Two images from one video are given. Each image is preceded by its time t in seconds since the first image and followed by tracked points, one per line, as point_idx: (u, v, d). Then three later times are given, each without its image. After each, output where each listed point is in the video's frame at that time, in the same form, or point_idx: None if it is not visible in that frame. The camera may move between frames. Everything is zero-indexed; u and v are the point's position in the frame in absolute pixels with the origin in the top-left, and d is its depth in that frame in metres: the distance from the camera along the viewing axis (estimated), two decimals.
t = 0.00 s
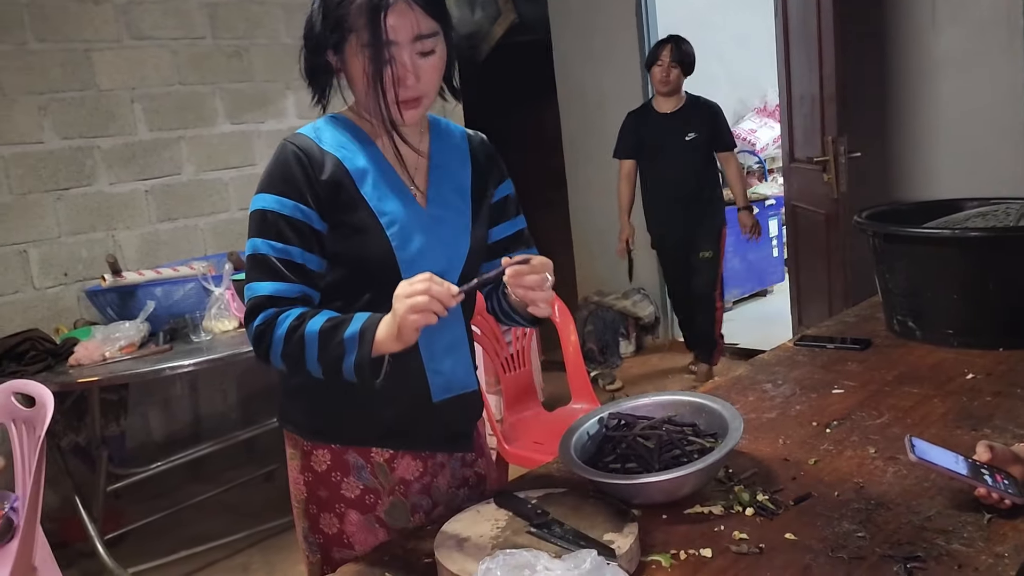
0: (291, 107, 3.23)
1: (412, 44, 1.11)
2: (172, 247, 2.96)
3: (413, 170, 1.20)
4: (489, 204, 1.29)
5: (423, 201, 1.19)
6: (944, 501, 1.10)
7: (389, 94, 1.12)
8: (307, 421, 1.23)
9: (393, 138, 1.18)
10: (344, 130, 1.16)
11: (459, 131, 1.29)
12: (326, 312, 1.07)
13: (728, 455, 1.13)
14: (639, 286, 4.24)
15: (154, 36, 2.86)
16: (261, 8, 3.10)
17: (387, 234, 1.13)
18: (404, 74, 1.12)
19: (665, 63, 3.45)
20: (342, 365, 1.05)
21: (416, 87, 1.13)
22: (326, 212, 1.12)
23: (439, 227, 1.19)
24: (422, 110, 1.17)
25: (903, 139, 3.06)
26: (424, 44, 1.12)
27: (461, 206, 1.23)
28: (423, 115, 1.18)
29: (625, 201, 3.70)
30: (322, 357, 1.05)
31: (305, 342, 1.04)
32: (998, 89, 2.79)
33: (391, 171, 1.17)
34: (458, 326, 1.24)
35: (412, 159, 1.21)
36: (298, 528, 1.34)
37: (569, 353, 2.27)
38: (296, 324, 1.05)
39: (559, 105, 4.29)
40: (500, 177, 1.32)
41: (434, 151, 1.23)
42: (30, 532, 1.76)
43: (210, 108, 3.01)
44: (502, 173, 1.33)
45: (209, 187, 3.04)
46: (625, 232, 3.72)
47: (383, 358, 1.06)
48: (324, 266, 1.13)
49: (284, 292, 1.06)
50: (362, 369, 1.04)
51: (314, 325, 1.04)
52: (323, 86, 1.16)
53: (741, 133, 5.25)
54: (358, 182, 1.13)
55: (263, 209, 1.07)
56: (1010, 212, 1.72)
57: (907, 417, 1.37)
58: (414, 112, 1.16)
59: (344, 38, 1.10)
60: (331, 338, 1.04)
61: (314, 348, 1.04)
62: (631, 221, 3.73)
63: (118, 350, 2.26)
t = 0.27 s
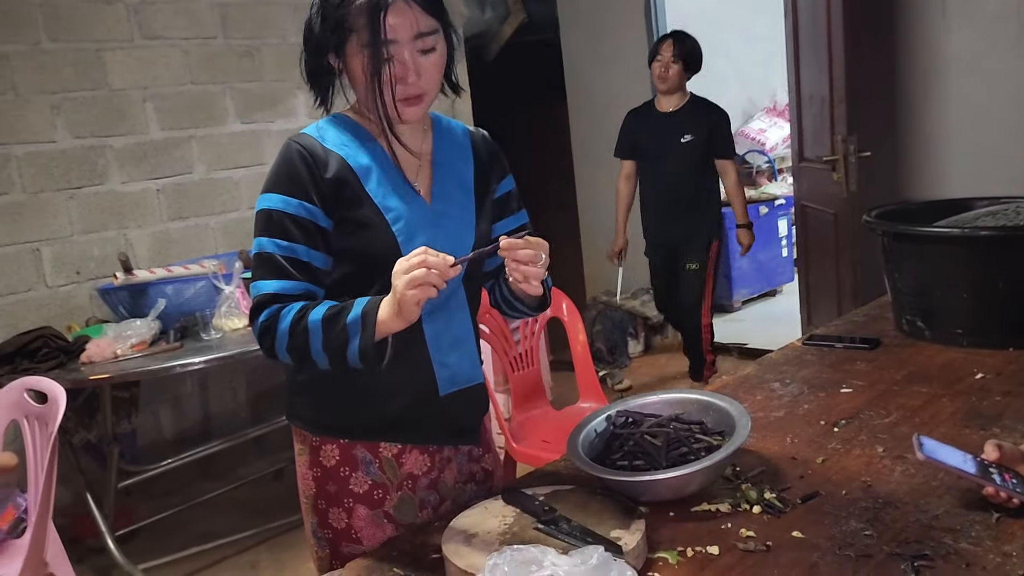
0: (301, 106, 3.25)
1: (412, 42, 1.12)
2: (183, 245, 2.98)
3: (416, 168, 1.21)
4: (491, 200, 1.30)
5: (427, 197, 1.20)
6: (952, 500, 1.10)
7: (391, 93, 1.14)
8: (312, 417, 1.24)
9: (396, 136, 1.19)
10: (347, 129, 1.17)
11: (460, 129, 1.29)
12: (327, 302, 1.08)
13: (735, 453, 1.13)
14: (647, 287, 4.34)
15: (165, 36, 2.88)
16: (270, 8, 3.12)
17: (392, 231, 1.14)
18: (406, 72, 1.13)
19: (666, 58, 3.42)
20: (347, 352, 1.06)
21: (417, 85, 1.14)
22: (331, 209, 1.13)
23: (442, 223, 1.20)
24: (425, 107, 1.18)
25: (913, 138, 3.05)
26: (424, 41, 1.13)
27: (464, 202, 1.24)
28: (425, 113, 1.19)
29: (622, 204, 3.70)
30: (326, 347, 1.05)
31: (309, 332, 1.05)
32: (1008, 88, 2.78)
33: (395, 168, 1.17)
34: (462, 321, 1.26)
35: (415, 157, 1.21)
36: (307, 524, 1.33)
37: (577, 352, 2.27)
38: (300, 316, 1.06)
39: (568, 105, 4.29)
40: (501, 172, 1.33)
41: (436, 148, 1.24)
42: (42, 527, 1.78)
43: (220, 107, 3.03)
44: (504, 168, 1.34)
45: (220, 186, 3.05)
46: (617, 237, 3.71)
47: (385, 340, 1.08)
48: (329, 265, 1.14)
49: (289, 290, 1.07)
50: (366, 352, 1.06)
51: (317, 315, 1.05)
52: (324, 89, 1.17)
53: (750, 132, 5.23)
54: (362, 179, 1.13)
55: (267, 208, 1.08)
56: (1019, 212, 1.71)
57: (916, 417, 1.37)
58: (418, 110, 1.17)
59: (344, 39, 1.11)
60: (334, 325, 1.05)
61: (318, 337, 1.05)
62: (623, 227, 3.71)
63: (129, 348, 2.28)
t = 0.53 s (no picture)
0: (312, 106, 3.25)
1: (417, 52, 1.11)
2: (194, 244, 2.99)
3: (426, 168, 1.21)
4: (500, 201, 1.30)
5: (437, 198, 1.20)
6: (967, 503, 1.09)
7: (395, 101, 1.13)
8: (323, 415, 1.24)
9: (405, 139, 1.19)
10: (356, 131, 1.16)
11: (467, 129, 1.29)
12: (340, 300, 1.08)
13: (748, 455, 1.13)
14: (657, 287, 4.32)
15: (177, 35, 2.88)
16: (282, 8, 3.13)
17: (403, 230, 1.15)
18: (411, 81, 1.12)
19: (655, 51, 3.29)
20: (365, 348, 1.06)
21: (422, 93, 1.14)
22: (341, 210, 1.13)
23: (452, 222, 1.20)
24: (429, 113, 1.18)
25: (926, 139, 3.03)
26: (429, 51, 1.12)
27: (473, 201, 1.24)
28: (429, 117, 1.19)
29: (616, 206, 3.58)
30: (343, 344, 1.06)
31: (324, 331, 1.05)
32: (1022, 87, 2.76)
33: (405, 169, 1.17)
34: (474, 319, 1.26)
35: (424, 157, 1.21)
36: (318, 522, 1.33)
37: (588, 352, 2.26)
38: (315, 316, 1.06)
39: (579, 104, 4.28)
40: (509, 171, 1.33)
41: (446, 149, 1.24)
42: (56, 524, 1.79)
43: (233, 106, 3.04)
44: (511, 167, 1.34)
45: (232, 185, 3.06)
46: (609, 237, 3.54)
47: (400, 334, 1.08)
48: (341, 265, 1.14)
49: (302, 293, 1.08)
50: (382, 347, 1.06)
51: (330, 313, 1.06)
52: (332, 89, 1.16)
53: (761, 131, 5.18)
54: (372, 180, 1.14)
55: (279, 211, 1.08)
56: None
57: (930, 418, 1.36)
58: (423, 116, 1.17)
59: (352, 46, 1.10)
60: (349, 323, 1.05)
61: (334, 335, 1.05)
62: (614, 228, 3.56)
63: (142, 346, 2.29)
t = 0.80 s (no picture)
0: (318, 102, 3.26)
1: (426, 49, 1.11)
2: (201, 241, 2.99)
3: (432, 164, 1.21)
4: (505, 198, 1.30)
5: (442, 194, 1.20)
6: (977, 500, 1.08)
7: (403, 97, 1.13)
8: (331, 412, 1.24)
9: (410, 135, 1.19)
10: (361, 128, 1.16)
11: (472, 124, 1.29)
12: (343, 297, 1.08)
13: (756, 451, 1.12)
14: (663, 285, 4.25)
15: (184, 32, 2.88)
16: (289, 5, 3.13)
17: (409, 227, 1.14)
18: (419, 77, 1.12)
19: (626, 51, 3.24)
20: (368, 344, 1.05)
21: (430, 89, 1.14)
22: (347, 208, 1.12)
23: (458, 218, 1.20)
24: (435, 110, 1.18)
25: (934, 135, 3.02)
26: (438, 48, 1.13)
27: (479, 197, 1.24)
28: (433, 114, 1.19)
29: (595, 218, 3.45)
30: (347, 340, 1.05)
31: (328, 327, 1.05)
32: None
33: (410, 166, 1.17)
34: (480, 315, 1.26)
35: (429, 153, 1.21)
36: (325, 518, 1.33)
37: (594, 348, 2.26)
38: (318, 313, 1.06)
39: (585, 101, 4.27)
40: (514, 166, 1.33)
41: (451, 146, 1.24)
42: (63, 519, 1.79)
43: (239, 103, 3.04)
44: (515, 162, 1.34)
45: (237, 181, 3.06)
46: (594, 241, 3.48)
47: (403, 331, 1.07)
48: (346, 264, 1.14)
49: (306, 290, 1.08)
50: (387, 342, 1.05)
51: (333, 309, 1.05)
52: (338, 82, 1.15)
53: (768, 127, 5.16)
54: (378, 177, 1.13)
55: (283, 210, 1.08)
56: None
57: (939, 415, 1.35)
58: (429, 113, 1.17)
59: (361, 41, 1.10)
60: (353, 320, 1.05)
61: (338, 331, 1.05)
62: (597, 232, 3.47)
63: (149, 342, 2.29)
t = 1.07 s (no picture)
0: (322, 98, 3.26)
1: (432, 45, 1.11)
2: (205, 238, 2.99)
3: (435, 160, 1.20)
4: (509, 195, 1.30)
5: (446, 190, 1.20)
6: (982, 496, 1.08)
7: (408, 93, 1.13)
8: (336, 408, 1.24)
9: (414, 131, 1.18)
10: (363, 124, 1.16)
11: (475, 119, 1.28)
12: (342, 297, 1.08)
13: (760, 447, 1.12)
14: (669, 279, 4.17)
15: (188, 29, 2.89)
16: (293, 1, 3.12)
17: (412, 224, 1.14)
18: (424, 73, 1.12)
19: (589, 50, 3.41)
20: (364, 346, 1.06)
21: (434, 86, 1.14)
22: (349, 205, 1.12)
23: (462, 214, 1.20)
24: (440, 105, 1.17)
25: (939, 130, 3.01)
26: (444, 45, 1.12)
27: (483, 192, 1.24)
28: (436, 110, 1.18)
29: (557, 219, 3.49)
30: (344, 341, 1.05)
31: (325, 327, 1.05)
32: None
33: (413, 163, 1.17)
34: (484, 310, 1.26)
35: (433, 149, 1.21)
36: (330, 514, 1.32)
37: (598, 344, 2.26)
38: (316, 313, 1.06)
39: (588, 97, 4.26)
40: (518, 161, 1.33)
41: (454, 142, 1.23)
42: (68, 515, 1.80)
43: (243, 100, 3.04)
44: (520, 157, 1.34)
45: (241, 177, 3.06)
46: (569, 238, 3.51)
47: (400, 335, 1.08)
48: (348, 262, 1.14)
49: (304, 287, 1.07)
50: (384, 345, 1.06)
51: (331, 310, 1.05)
52: (341, 77, 1.15)
53: (772, 123, 5.14)
54: (381, 173, 1.13)
55: (283, 207, 1.07)
56: None
57: (944, 410, 1.35)
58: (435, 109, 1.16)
59: (366, 37, 1.09)
60: (350, 322, 1.05)
61: (335, 332, 1.05)
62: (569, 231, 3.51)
63: (153, 339, 2.29)
